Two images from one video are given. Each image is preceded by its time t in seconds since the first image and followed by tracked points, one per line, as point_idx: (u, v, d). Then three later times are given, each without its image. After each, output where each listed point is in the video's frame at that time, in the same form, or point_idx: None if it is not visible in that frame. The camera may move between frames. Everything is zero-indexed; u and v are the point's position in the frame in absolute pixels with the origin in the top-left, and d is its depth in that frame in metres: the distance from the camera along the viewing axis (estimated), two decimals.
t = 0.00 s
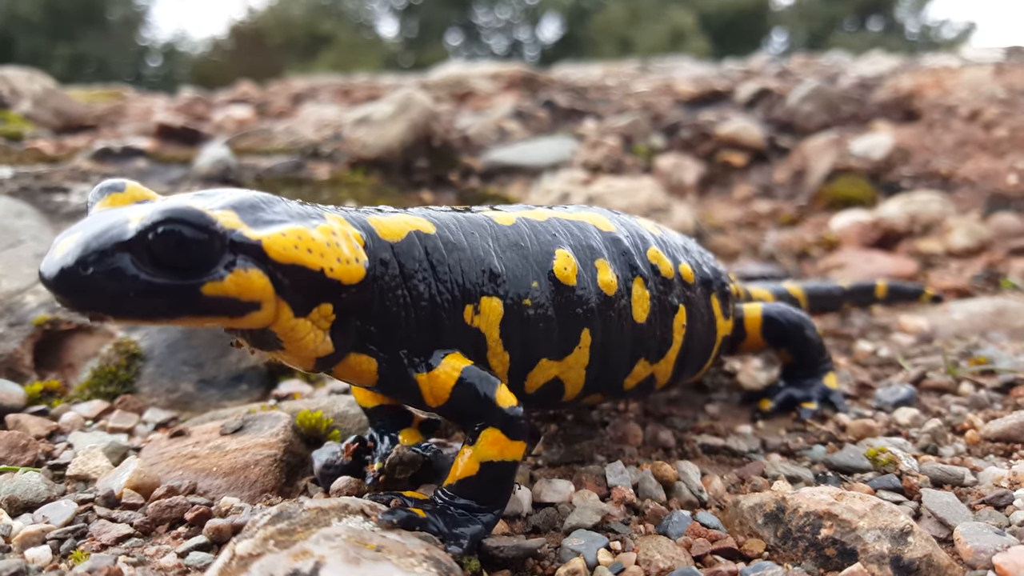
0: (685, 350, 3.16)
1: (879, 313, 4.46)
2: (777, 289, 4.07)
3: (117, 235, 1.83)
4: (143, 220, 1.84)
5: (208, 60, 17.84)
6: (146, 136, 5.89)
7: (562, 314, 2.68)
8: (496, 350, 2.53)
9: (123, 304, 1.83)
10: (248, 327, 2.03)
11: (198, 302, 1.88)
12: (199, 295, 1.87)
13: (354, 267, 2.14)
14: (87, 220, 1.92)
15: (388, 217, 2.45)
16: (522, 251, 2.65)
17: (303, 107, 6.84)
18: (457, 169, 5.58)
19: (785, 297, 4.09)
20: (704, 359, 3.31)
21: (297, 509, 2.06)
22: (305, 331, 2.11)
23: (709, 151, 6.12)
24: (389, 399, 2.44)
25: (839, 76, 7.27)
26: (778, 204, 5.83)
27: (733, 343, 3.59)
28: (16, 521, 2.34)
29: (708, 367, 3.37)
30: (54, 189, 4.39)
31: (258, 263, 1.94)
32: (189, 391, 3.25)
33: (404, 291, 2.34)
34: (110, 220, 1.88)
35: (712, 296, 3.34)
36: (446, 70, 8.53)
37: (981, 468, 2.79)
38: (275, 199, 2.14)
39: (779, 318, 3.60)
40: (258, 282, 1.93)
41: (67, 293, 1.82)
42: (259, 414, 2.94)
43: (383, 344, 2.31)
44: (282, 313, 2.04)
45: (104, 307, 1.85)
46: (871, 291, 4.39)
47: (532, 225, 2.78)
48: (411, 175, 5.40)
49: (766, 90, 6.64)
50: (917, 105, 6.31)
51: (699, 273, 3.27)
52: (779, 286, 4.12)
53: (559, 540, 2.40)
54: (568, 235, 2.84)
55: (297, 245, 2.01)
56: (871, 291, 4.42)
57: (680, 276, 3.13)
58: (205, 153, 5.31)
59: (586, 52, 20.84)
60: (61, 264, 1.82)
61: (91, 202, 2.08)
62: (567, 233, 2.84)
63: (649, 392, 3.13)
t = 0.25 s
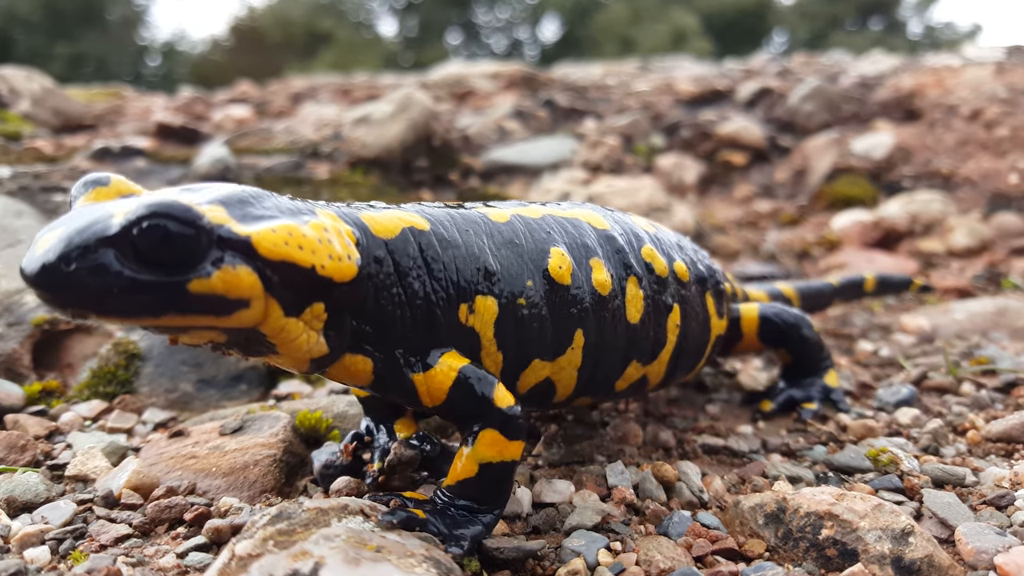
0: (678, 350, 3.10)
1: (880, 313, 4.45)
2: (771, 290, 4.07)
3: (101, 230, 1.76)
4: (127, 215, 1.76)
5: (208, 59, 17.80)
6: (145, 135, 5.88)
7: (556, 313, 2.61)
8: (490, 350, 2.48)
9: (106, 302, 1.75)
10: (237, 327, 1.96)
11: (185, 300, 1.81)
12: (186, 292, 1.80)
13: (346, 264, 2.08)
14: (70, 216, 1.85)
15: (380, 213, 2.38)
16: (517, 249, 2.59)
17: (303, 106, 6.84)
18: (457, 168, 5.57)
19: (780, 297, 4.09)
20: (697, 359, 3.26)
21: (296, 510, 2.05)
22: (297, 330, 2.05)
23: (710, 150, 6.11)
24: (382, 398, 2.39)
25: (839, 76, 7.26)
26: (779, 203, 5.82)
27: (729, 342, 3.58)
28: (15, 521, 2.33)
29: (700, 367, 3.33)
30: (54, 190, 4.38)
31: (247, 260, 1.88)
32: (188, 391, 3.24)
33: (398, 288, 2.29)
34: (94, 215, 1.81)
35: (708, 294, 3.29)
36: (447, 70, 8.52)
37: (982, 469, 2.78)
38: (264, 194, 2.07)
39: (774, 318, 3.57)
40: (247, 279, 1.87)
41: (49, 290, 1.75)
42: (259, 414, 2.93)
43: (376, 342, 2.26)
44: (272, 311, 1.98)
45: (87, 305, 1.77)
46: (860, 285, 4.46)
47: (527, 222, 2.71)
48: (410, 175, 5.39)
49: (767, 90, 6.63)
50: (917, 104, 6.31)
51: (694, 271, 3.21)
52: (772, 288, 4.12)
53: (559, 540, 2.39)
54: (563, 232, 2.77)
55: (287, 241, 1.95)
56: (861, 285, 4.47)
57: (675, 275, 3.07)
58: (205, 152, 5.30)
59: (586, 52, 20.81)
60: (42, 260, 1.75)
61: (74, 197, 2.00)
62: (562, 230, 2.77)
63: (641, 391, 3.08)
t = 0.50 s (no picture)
0: (670, 349, 3.06)
1: (882, 313, 4.43)
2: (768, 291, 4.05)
3: (83, 225, 1.69)
4: (110, 209, 1.70)
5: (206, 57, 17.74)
6: (144, 135, 5.86)
7: (550, 311, 2.56)
8: (484, 348, 2.42)
9: (88, 299, 1.69)
10: (224, 326, 1.90)
11: (170, 298, 1.75)
12: (170, 290, 1.74)
13: (339, 262, 2.01)
14: (50, 211, 1.78)
15: (373, 209, 2.31)
16: (511, 246, 2.53)
17: (302, 105, 6.82)
18: (457, 168, 5.55)
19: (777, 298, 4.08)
20: (689, 358, 3.22)
21: (295, 512, 2.04)
22: (286, 331, 1.98)
23: (711, 150, 6.10)
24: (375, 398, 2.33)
25: (841, 75, 7.24)
26: (780, 203, 5.81)
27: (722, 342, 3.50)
28: (12, 523, 2.31)
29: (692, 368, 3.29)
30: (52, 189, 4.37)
31: (234, 258, 1.81)
32: (187, 392, 3.22)
33: (394, 287, 2.22)
34: (76, 210, 1.74)
35: (700, 293, 3.25)
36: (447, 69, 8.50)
37: (985, 470, 2.77)
38: (252, 188, 2.00)
39: (769, 319, 3.51)
40: (234, 277, 1.81)
41: (28, 288, 1.68)
42: (258, 415, 2.91)
43: (370, 343, 2.19)
44: (260, 310, 1.91)
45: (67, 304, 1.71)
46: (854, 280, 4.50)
47: (521, 219, 2.66)
48: (410, 174, 5.38)
49: (768, 89, 6.62)
50: (920, 103, 6.29)
51: (687, 270, 3.18)
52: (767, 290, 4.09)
53: (560, 542, 2.38)
54: (557, 229, 2.72)
55: (277, 238, 1.88)
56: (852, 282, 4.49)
57: (667, 273, 3.03)
58: (203, 151, 5.29)
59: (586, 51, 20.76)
60: (21, 257, 1.68)
61: (56, 191, 1.92)
62: (555, 227, 2.72)
63: (632, 391, 3.04)
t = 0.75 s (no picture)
0: (657, 346, 3.05)
1: (884, 313, 4.42)
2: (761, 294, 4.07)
3: (59, 224, 1.64)
4: (88, 207, 1.65)
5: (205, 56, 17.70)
6: (143, 134, 5.85)
7: (540, 308, 2.54)
8: (474, 346, 2.39)
9: (62, 300, 1.64)
10: (206, 329, 1.84)
11: (148, 300, 1.69)
12: (148, 292, 1.68)
13: (326, 262, 1.96)
14: (26, 209, 1.73)
15: (363, 205, 2.26)
16: (503, 242, 2.50)
17: (302, 105, 6.82)
18: (457, 167, 5.55)
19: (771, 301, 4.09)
20: (676, 356, 3.21)
21: (295, 512, 2.04)
22: (273, 334, 1.93)
23: (711, 149, 6.09)
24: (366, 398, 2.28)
25: (842, 75, 7.24)
26: (781, 202, 5.80)
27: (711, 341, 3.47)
28: (11, 523, 2.30)
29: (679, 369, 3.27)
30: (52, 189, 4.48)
31: (216, 258, 1.76)
32: (187, 392, 3.22)
33: (387, 285, 2.17)
34: (53, 208, 1.69)
35: (687, 292, 3.24)
36: (446, 67, 8.49)
37: (986, 470, 2.76)
38: (237, 185, 1.95)
39: (760, 320, 3.50)
40: (216, 278, 1.75)
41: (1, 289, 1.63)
42: (257, 415, 2.90)
43: (361, 346, 2.14)
44: (244, 312, 1.85)
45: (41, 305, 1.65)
46: (841, 279, 4.39)
47: (511, 214, 2.63)
48: (410, 174, 5.37)
49: (769, 88, 6.62)
50: (921, 103, 6.29)
51: (675, 267, 3.17)
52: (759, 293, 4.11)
53: (560, 542, 2.37)
54: (546, 224, 2.70)
55: (262, 238, 1.82)
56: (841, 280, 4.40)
57: (654, 271, 3.02)
58: (202, 151, 5.29)
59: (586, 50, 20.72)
60: None
61: (35, 187, 1.88)
62: (545, 223, 2.70)
63: (618, 390, 3.02)
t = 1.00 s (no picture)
0: (640, 345, 2.98)
1: (884, 313, 4.42)
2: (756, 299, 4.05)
3: (30, 230, 1.62)
4: (59, 212, 1.62)
5: (205, 57, 17.67)
6: (143, 134, 5.86)
7: (524, 307, 2.48)
8: (461, 346, 2.33)
9: (35, 307, 1.62)
10: (184, 336, 1.80)
11: (123, 306, 1.65)
12: (123, 298, 1.64)
13: (309, 266, 1.91)
14: None
15: (347, 204, 2.18)
16: (487, 240, 2.44)
17: (302, 105, 6.83)
18: (457, 168, 5.55)
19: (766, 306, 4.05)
20: (660, 355, 3.14)
21: (295, 511, 2.05)
22: (254, 339, 1.88)
23: (711, 149, 6.09)
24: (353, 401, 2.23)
25: (842, 74, 7.25)
26: (781, 202, 5.80)
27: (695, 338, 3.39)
28: (12, 523, 2.31)
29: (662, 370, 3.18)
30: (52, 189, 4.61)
31: (194, 262, 1.71)
32: (187, 392, 3.20)
33: (375, 288, 2.11)
34: (24, 214, 1.67)
35: (670, 290, 3.14)
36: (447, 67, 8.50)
37: (985, 470, 2.76)
38: (217, 186, 1.89)
39: (749, 322, 3.46)
40: (193, 283, 1.70)
41: None
42: (258, 415, 2.91)
43: (348, 351, 2.09)
44: (224, 318, 1.81)
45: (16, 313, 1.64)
46: (833, 284, 4.41)
47: (494, 212, 2.56)
48: (410, 174, 5.38)
49: (769, 88, 6.63)
50: (921, 103, 6.30)
51: (658, 265, 3.08)
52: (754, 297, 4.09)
53: (560, 542, 2.37)
54: (530, 221, 2.63)
55: (242, 241, 1.77)
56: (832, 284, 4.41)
57: (637, 268, 2.95)
58: (203, 151, 5.30)
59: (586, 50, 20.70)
60: None
61: (9, 190, 1.83)
62: (528, 219, 2.63)
63: (598, 390, 2.96)
